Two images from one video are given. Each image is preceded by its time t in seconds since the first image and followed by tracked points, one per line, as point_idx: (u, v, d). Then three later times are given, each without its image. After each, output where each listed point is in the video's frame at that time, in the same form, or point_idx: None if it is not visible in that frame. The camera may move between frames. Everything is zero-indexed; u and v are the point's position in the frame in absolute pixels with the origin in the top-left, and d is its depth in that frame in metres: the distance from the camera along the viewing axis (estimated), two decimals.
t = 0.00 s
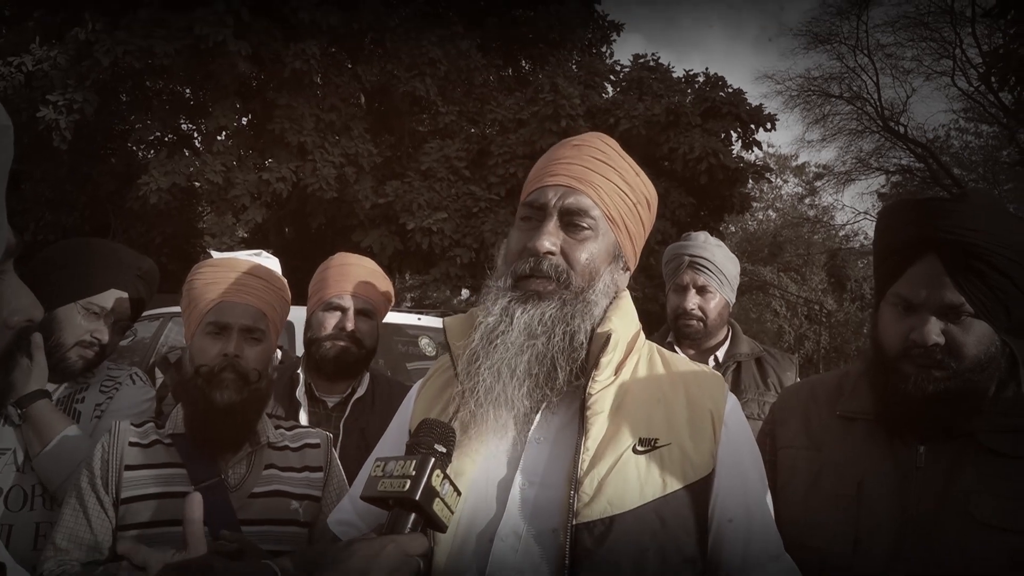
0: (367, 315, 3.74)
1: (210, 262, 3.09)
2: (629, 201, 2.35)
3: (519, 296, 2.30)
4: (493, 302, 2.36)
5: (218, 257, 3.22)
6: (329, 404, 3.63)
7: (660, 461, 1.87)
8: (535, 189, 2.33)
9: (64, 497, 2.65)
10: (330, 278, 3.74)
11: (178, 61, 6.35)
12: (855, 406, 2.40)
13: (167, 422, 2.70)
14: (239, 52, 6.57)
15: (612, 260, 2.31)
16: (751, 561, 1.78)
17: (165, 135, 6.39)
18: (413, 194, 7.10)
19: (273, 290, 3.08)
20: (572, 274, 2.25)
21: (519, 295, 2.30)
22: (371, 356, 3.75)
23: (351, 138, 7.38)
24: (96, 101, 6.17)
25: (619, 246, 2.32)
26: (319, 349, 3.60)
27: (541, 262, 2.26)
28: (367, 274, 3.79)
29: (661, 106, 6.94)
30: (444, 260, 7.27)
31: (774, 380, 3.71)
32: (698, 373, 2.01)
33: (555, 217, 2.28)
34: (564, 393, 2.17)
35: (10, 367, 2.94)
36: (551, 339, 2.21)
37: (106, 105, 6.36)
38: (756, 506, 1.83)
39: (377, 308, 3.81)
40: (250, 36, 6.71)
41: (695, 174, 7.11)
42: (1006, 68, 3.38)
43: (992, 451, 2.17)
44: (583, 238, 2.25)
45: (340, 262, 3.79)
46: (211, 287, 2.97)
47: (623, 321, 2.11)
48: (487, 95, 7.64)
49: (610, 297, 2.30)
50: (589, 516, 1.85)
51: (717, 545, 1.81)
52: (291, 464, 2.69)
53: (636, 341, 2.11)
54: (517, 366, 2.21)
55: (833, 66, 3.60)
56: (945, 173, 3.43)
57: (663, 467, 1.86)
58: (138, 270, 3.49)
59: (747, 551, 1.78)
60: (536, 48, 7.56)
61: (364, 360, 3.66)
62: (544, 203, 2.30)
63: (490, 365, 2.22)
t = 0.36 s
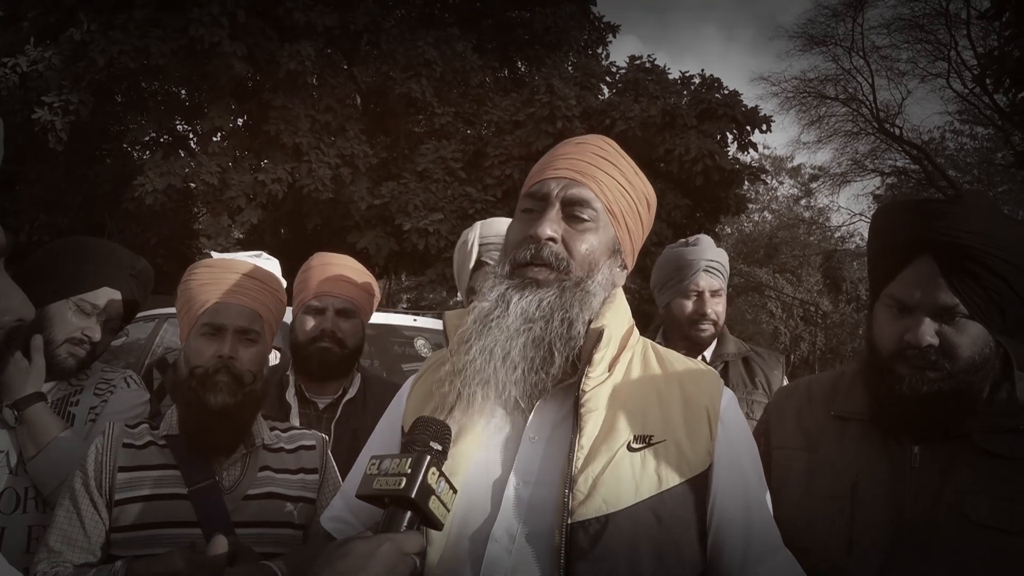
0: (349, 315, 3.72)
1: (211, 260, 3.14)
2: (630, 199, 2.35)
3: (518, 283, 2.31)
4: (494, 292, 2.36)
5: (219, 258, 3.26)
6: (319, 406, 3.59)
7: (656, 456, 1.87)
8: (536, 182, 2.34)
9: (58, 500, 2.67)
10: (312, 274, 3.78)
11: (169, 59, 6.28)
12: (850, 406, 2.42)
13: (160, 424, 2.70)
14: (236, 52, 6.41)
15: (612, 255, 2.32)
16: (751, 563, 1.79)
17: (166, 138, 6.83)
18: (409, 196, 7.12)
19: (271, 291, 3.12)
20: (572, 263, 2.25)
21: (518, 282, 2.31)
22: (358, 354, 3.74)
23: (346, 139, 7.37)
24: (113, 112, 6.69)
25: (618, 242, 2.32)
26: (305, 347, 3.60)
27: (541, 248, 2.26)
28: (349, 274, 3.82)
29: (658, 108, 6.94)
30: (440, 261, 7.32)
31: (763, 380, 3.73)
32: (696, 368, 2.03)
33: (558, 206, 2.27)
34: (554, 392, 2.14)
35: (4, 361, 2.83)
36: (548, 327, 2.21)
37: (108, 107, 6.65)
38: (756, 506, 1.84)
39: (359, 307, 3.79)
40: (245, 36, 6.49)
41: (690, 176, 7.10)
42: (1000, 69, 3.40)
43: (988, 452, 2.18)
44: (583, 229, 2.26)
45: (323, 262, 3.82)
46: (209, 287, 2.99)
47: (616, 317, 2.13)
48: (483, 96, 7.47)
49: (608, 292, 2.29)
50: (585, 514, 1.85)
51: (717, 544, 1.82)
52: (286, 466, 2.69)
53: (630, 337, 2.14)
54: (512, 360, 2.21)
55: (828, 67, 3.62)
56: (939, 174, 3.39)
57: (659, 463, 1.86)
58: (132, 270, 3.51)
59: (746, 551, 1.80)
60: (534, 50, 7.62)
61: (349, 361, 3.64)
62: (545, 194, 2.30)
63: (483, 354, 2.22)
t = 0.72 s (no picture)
0: (339, 308, 3.67)
1: (207, 253, 3.06)
2: (606, 198, 2.24)
3: (500, 310, 2.18)
4: (472, 319, 2.21)
5: (209, 249, 3.18)
6: (312, 399, 3.58)
7: (654, 453, 1.83)
8: (501, 198, 2.21)
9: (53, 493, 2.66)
10: (299, 266, 3.69)
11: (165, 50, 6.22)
12: (851, 399, 2.38)
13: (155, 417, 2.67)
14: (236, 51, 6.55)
15: (595, 262, 2.23)
16: (751, 560, 1.79)
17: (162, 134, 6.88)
18: (407, 189, 7.05)
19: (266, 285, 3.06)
20: (550, 286, 2.15)
21: (500, 309, 2.18)
22: (351, 347, 3.72)
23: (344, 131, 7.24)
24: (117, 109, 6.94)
25: (601, 245, 2.23)
26: (296, 341, 3.55)
27: (514, 280, 2.14)
28: (335, 265, 3.72)
29: (659, 99, 6.86)
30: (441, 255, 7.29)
31: (747, 368, 3.69)
32: (690, 359, 1.99)
33: (530, 226, 2.16)
34: (553, 387, 2.09)
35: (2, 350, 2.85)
36: (532, 358, 2.10)
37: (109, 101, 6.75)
38: (756, 502, 1.82)
39: (351, 300, 3.74)
40: (241, 27, 6.41)
41: (692, 169, 7.09)
42: (1005, 61, 3.24)
43: (996, 446, 2.14)
44: (561, 246, 2.15)
45: (310, 254, 3.72)
46: (202, 279, 2.94)
47: (613, 311, 2.09)
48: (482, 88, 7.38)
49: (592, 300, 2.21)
50: (583, 514, 1.82)
51: (716, 541, 1.80)
52: (283, 460, 2.65)
53: (627, 330, 2.10)
54: (500, 372, 2.11)
55: (831, 60, 3.55)
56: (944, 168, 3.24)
57: (657, 459, 1.82)
58: (129, 263, 3.43)
59: (746, 549, 1.79)
60: (534, 41, 7.48)
61: (341, 354, 3.61)
62: (516, 212, 2.17)
63: (467, 390, 2.11)
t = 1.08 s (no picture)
0: (332, 304, 3.54)
1: (197, 246, 2.88)
2: (581, 209, 2.14)
3: (484, 345, 2.12)
4: (455, 352, 2.15)
5: (198, 243, 2.99)
6: (306, 398, 3.44)
7: (647, 458, 1.80)
8: (471, 225, 2.11)
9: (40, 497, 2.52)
10: (289, 263, 3.57)
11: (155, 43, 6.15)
12: (860, 397, 2.27)
13: (145, 417, 2.53)
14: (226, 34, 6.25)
15: (577, 276, 2.17)
16: (753, 558, 1.73)
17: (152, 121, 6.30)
18: (404, 183, 6.76)
19: (259, 282, 2.90)
20: (534, 317, 2.10)
21: (484, 344, 2.12)
22: (345, 345, 3.59)
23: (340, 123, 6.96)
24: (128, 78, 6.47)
25: (580, 260, 2.16)
26: (286, 340, 3.42)
27: (497, 316, 2.08)
28: (325, 260, 3.60)
29: (663, 89, 6.66)
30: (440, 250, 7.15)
31: (737, 363, 3.50)
32: (686, 357, 1.97)
33: (504, 261, 2.07)
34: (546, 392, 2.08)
35: None
36: (521, 397, 2.06)
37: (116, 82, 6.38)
38: (756, 501, 1.78)
39: (344, 296, 3.61)
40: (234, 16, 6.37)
41: (697, 161, 6.95)
42: None
43: (1004, 445, 2.02)
44: (540, 273, 2.09)
45: (301, 250, 3.61)
46: (196, 275, 2.76)
47: (601, 309, 2.11)
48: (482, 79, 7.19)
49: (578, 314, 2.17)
50: (573, 527, 1.80)
51: (717, 539, 1.76)
52: (276, 461, 2.51)
53: (616, 329, 2.10)
54: (488, 381, 2.09)
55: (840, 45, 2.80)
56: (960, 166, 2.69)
57: (650, 465, 1.79)
58: (120, 263, 3.30)
59: (748, 550, 1.74)
60: (537, 31, 7.47)
61: (335, 352, 3.49)
62: (488, 244, 2.07)
63: (456, 427, 2.09)
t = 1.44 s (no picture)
0: (333, 303, 3.50)
1: (196, 246, 2.74)
2: (577, 210, 2.11)
3: (483, 354, 2.12)
4: (451, 361, 2.14)
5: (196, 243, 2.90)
6: (307, 399, 3.43)
7: (646, 462, 1.82)
8: (464, 233, 2.08)
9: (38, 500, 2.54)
10: (290, 262, 3.46)
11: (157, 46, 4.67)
12: (864, 396, 2.22)
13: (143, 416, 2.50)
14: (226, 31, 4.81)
15: (573, 281, 2.14)
16: (753, 553, 1.74)
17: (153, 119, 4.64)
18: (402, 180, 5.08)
19: (257, 282, 2.77)
20: (532, 324, 2.09)
21: (482, 353, 2.12)
22: (346, 343, 3.57)
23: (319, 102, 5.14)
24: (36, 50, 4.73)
25: (576, 263, 2.13)
26: (288, 340, 3.41)
27: (493, 326, 2.07)
28: (328, 258, 3.50)
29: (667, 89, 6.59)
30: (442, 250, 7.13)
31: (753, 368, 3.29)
32: (685, 356, 1.96)
33: (498, 269, 2.04)
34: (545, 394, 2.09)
35: None
36: (519, 405, 2.09)
37: (17, 63, 4.72)
38: (755, 494, 1.78)
39: (345, 294, 3.55)
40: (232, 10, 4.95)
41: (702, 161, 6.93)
42: None
43: (1009, 444, 2.04)
44: (535, 281, 2.06)
45: (301, 247, 3.51)
46: (191, 277, 2.65)
47: (597, 313, 2.12)
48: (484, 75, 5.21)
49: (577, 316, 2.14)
50: (572, 533, 1.85)
51: (716, 538, 1.76)
52: (275, 461, 2.48)
53: (614, 328, 2.11)
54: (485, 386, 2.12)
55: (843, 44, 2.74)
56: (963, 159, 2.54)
57: (648, 470, 1.81)
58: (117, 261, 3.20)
59: (749, 547, 1.74)
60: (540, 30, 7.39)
61: (337, 351, 3.49)
62: (481, 254, 2.05)
63: (456, 436, 2.13)
